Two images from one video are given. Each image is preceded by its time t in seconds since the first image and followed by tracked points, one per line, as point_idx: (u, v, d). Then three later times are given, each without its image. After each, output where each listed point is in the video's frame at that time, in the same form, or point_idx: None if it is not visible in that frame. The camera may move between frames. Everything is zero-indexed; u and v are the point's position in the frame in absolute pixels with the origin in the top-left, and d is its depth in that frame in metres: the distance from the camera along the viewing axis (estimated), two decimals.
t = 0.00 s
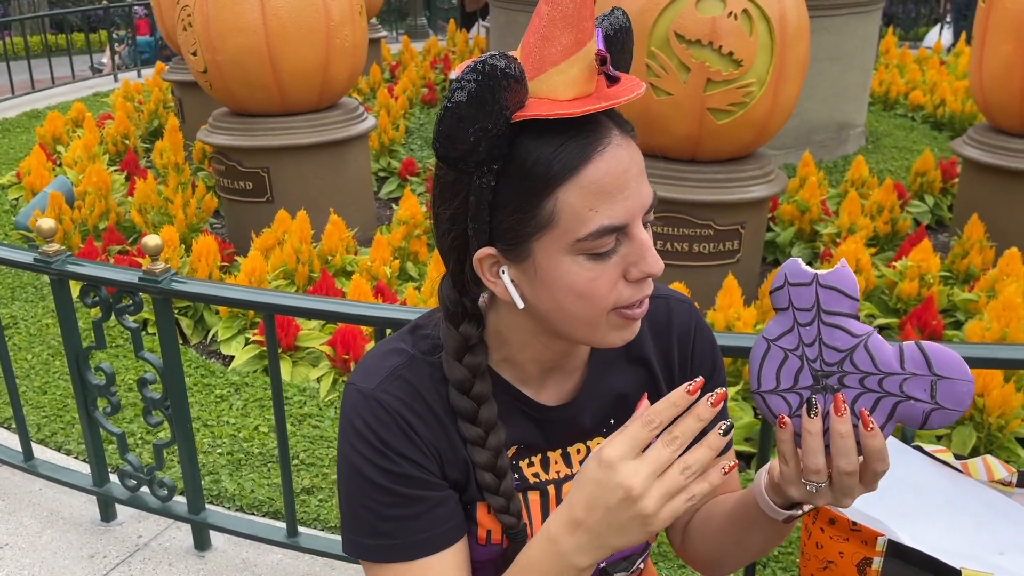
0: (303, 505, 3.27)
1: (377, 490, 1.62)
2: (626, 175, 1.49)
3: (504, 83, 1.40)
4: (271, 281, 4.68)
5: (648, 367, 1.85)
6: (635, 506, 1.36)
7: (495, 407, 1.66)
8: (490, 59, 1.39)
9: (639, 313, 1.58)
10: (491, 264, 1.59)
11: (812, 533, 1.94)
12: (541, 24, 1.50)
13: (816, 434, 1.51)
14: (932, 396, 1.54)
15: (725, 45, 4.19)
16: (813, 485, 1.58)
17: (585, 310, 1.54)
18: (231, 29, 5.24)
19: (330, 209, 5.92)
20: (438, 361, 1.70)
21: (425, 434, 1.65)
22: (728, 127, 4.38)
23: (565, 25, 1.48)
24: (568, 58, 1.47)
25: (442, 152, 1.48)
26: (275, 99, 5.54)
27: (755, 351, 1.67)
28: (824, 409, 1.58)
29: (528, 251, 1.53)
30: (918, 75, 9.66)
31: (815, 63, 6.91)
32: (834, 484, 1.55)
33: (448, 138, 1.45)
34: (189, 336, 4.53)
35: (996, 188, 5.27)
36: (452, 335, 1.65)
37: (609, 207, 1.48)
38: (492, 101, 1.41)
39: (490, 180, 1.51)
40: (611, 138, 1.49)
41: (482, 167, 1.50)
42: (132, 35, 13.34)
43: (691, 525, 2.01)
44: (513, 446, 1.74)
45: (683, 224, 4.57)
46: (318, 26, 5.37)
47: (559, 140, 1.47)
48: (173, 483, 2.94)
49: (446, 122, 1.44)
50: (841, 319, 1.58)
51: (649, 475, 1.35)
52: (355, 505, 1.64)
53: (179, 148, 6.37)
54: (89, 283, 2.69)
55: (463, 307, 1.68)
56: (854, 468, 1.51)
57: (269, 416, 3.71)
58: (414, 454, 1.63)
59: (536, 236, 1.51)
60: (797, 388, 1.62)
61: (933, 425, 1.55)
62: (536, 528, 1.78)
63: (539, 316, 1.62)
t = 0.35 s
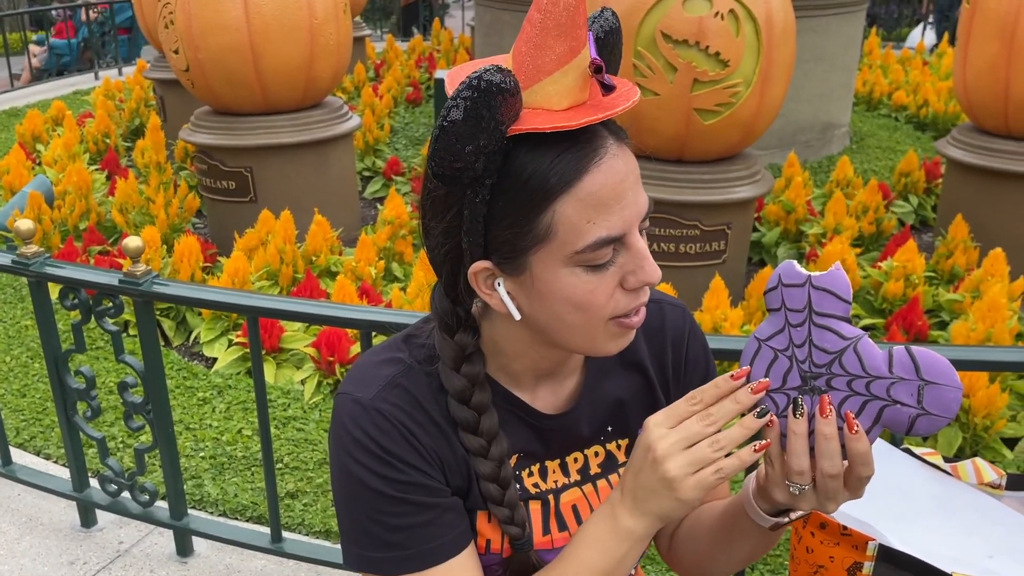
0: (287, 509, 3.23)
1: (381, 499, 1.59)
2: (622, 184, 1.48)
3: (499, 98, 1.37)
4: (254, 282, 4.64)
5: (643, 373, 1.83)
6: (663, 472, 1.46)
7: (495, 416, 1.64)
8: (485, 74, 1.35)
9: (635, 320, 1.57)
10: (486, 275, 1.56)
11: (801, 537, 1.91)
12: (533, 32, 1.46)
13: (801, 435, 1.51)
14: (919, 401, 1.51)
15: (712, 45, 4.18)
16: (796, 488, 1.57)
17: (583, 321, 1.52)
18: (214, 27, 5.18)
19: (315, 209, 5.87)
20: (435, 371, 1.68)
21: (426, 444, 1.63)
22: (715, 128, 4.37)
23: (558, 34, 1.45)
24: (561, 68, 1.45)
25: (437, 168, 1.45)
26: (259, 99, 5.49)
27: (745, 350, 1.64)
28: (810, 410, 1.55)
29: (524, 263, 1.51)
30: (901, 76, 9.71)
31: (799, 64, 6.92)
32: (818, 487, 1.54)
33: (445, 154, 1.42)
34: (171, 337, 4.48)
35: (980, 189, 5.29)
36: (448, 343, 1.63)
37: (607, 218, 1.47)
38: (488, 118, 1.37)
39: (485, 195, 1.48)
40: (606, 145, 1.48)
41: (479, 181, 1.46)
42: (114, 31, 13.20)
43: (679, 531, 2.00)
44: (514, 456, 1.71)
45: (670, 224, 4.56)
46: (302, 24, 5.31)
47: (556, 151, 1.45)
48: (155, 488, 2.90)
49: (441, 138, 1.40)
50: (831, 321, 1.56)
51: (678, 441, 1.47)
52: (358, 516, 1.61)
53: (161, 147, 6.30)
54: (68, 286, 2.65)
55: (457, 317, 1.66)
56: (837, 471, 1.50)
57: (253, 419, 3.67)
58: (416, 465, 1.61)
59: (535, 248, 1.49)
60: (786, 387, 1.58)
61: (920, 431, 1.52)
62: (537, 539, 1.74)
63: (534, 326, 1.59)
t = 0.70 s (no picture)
0: (273, 509, 3.21)
1: (370, 504, 1.57)
2: (612, 172, 1.47)
3: (485, 79, 1.38)
4: (241, 280, 4.61)
5: (632, 371, 1.83)
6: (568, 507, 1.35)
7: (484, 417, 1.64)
8: (472, 56, 1.37)
9: (626, 314, 1.55)
10: (476, 265, 1.55)
11: (789, 536, 1.92)
12: (521, 22, 1.47)
13: (795, 430, 1.49)
14: (910, 390, 1.52)
15: (700, 44, 4.19)
16: (793, 483, 1.56)
17: (575, 312, 1.50)
18: (200, 24, 5.15)
19: (302, 207, 5.84)
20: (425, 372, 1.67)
21: (413, 443, 1.62)
22: (702, 127, 4.38)
23: (546, 22, 1.45)
24: (548, 56, 1.44)
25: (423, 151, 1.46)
26: (246, 96, 5.46)
27: (735, 348, 1.66)
28: (804, 406, 1.56)
29: (513, 252, 1.50)
30: (888, 75, 9.75)
31: (787, 63, 6.94)
32: (816, 482, 1.52)
33: (430, 137, 1.42)
34: (156, 336, 4.45)
35: (966, 188, 5.32)
36: (438, 343, 1.62)
37: (596, 205, 1.46)
38: (473, 99, 1.38)
39: (474, 180, 1.47)
40: (597, 134, 1.48)
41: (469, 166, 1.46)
42: (100, 27, 13.12)
43: (669, 531, 1.97)
44: (503, 459, 1.70)
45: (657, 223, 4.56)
46: (289, 21, 5.28)
47: (543, 137, 1.45)
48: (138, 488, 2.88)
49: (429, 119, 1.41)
50: (818, 315, 1.56)
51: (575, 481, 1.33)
52: (348, 522, 1.59)
53: (146, 145, 6.26)
54: (51, 284, 2.63)
55: (447, 315, 1.65)
56: (834, 464, 1.48)
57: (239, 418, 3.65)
58: (406, 469, 1.59)
59: (523, 237, 1.48)
60: (776, 384, 1.61)
61: (913, 420, 1.53)
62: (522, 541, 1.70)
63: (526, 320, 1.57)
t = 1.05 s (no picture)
0: (264, 508, 3.20)
1: (345, 496, 1.58)
2: (585, 153, 1.48)
3: (470, 41, 1.45)
4: (233, 279, 4.60)
5: (624, 371, 1.81)
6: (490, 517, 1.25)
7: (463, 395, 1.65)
8: (459, 15, 1.44)
9: (595, 305, 1.52)
10: (450, 229, 1.59)
11: (779, 534, 1.92)
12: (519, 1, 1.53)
13: (786, 444, 1.52)
14: (886, 377, 1.54)
15: (692, 44, 4.20)
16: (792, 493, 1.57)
17: (536, 289, 1.49)
18: (193, 22, 5.14)
19: (295, 205, 5.84)
20: (409, 360, 1.69)
21: (395, 436, 1.62)
22: (695, 126, 4.38)
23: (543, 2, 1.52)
24: (542, 33, 1.51)
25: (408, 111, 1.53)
26: (239, 95, 5.46)
27: (701, 373, 1.66)
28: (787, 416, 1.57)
29: (481, 218, 1.52)
30: (881, 75, 9.77)
31: (779, 63, 6.95)
32: (810, 486, 1.55)
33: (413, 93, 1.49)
34: (148, 335, 4.43)
35: (957, 188, 5.33)
36: (426, 320, 1.67)
37: (561, 177, 1.47)
38: (456, 57, 1.45)
39: (456, 142, 1.54)
40: (576, 117, 1.49)
41: (448, 127, 1.53)
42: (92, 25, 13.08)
43: (657, 531, 1.98)
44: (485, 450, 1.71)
45: (650, 222, 4.57)
46: (281, 20, 5.27)
47: (520, 108, 1.47)
48: (130, 487, 2.87)
49: (406, 71, 1.47)
50: (780, 324, 1.57)
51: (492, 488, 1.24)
52: (323, 513, 1.60)
53: (138, 143, 6.25)
54: (42, 282, 2.62)
55: (443, 294, 1.70)
56: (831, 467, 1.51)
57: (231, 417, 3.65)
58: (384, 460, 1.60)
59: (489, 203, 1.50)
60: (754, 401, 1.61)
61: (893, 406, 1.55)
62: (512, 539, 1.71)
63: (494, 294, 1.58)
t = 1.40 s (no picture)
0: (262, 506, 3.21)
1: (333, 492, 1.59)
2: (581, 150, 1.49)
3: (472, 36, 1.49)
4: (231, 278, 4.61)
5: (618, 367, 1.82)
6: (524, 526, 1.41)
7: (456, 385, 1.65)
8: (462, 11, 1.50)
9: (585, 305, 1.53)
10: (449, 222, 1.60)
11: (775, 533, 1.93)
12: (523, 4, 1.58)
13: (774, 443, 1.54)
14: (867, 372, 1.57)
15: (690, 44, 4.21)
16: (782, 491, 1.59)
17: (528, 284, 1.50)
18: (191, 21, 5.14)
19: (294, 204, 5.84)
20: (403, 355, 1.70)
21: (387, 434, 1.63)
22: (693, 126, 4.39)
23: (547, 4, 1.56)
24: (544, 32, 1.55)
25: (409, 102, 1.55)
26: (237, 94, 5.46)
27: (688, 379, 1.69)
28: (772, 415, 1.60)
29: (478, 211, 1.53)
30: (879, 76, 9.78)
31: (777, 63, 6.96)
32: (800, 485, 1.57)
33: (415, 88, 1.52)
34: (146, 334, 4.44)
35: (954, 188, 5.35)
36: (422, 310, 1.69)
37: (557, 172, 1.48)
38: (458, 53, 1.49)
39: (456, 136, 1.56)
40: (576, 115, 1.51)
41: (450, 120, 1.56)
42: (90, 24, 13.07)
43: (650, 526, 2.00)
44: (479, 445, 1.71)
45: (648, 222, 4.57)
46: (280, 19, 5.28)
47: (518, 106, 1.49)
48: (129, 485, 2.88)
49: (406, 61, 1.51)
50: (760, 324, 1.60)
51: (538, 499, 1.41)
52: (313, 508, 1.61)
53: (137, 142, 6.26)
54: (41, 281, 2.63)
55: (440, 285, 1.74)
56: (818, 465, 1.54)
57: (229, 416, 3.65)
58: (373, 455, 1.60)
59: (485, 196, 1.51)
60: (740, 403, 1.64)
61: (875, 400, 1.58)
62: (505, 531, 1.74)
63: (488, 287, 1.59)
